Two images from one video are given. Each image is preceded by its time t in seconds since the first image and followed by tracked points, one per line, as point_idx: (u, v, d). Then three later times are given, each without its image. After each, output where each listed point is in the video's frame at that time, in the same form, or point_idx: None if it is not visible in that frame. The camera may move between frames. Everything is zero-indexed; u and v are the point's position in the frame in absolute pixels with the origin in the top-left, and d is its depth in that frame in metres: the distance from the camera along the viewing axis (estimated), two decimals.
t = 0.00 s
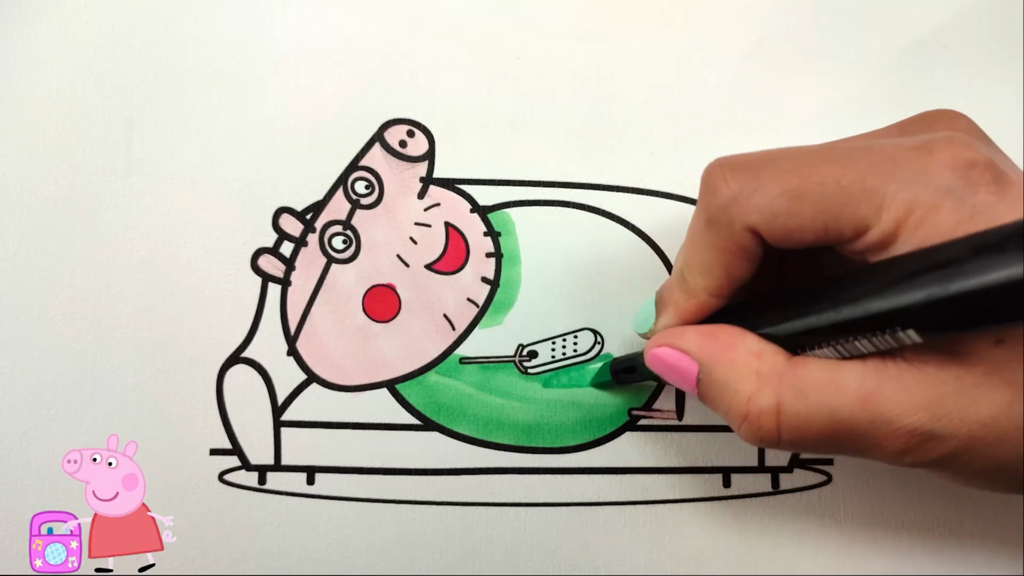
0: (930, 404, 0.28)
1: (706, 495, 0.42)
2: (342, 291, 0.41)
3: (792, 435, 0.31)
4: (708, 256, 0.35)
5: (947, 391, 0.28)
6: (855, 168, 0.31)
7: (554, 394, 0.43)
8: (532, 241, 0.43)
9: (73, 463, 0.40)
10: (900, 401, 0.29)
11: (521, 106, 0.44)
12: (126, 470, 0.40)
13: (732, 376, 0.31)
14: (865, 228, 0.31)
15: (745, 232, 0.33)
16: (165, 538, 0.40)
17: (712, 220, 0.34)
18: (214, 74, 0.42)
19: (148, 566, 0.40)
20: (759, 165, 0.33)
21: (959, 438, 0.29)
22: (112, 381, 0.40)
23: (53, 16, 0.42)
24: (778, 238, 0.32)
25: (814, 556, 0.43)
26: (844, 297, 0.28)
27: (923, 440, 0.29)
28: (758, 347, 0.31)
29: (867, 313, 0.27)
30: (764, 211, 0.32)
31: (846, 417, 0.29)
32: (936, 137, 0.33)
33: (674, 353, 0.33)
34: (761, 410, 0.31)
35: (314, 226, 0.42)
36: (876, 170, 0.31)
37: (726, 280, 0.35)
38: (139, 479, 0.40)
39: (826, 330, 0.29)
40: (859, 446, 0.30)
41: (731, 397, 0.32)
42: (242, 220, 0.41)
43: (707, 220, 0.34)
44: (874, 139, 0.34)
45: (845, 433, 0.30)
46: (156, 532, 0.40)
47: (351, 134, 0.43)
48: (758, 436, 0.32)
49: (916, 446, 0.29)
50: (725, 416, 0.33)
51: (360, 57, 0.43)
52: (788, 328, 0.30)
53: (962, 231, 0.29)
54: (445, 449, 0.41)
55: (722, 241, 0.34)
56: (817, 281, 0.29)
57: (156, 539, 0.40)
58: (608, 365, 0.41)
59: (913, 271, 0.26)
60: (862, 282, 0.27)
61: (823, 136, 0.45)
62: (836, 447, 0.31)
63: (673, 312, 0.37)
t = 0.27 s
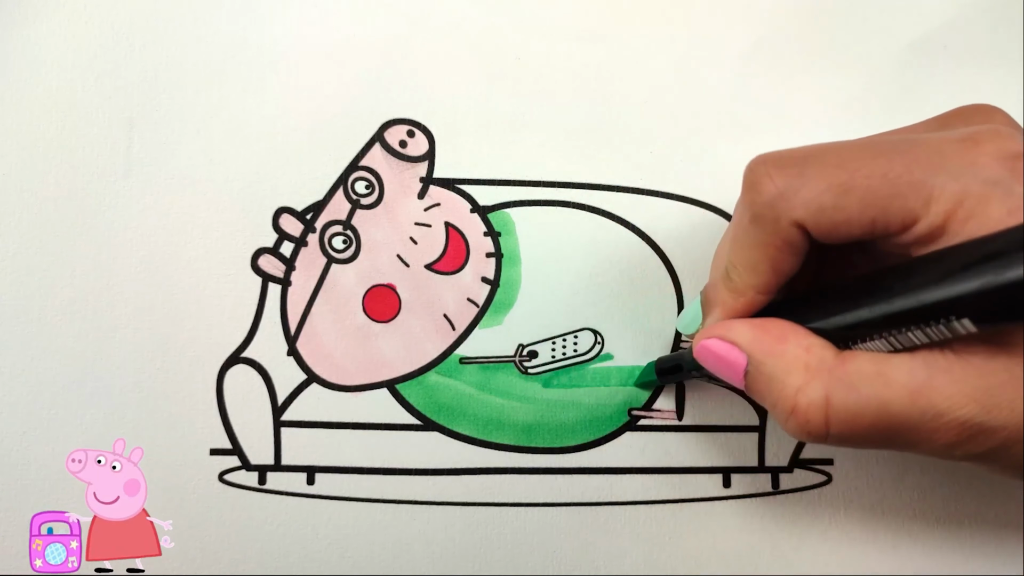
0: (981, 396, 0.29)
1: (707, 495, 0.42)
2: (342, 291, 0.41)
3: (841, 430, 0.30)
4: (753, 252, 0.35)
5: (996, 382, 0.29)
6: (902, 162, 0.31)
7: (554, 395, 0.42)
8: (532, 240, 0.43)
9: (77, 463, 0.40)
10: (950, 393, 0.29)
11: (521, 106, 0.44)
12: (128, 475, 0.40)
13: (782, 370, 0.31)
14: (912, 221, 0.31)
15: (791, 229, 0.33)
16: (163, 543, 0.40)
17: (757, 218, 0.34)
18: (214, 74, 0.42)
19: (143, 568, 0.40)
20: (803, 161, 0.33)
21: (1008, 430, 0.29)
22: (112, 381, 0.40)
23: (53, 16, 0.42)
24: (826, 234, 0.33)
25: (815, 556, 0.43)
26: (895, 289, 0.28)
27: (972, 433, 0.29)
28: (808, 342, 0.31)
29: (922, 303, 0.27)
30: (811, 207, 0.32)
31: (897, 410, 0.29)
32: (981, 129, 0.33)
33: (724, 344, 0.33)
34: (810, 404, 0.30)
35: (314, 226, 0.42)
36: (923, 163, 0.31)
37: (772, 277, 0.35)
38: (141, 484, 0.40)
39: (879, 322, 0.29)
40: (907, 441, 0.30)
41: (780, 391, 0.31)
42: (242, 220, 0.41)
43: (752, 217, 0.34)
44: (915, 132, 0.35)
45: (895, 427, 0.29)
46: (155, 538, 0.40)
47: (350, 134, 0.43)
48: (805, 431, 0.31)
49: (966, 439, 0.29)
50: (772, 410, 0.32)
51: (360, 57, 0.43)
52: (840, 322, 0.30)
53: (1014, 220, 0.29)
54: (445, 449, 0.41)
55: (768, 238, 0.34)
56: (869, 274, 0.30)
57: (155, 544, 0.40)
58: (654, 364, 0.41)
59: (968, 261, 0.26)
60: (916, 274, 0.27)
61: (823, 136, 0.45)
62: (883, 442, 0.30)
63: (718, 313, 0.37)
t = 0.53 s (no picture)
0: (982, 366, 0.29)
1: (706, 494, 0.42)
2: (342, 291, 0.41)
3: (845, 394, 0.30)
4: (760, 214, 0.35)
5: (997, 354, 0.29)
6: (913, 132, 0.33)
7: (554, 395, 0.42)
8: (532, 240, 0.43)
9: (103, 452, 0.40)
10: (954, 363, 0.29)
11: (521, 106, 0.44)
12: (154, 467, 0.40)
13: (789, 334, 0.30)
14: (918, 190, 0.33)
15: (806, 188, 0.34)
16: (180, 537, 0.40)
17: (772, 172, 0.34)
18: (214, 74, 0.42)
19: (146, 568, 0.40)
20: (820, 122, 0.34)
21: (1009, 403, 0.30)
22: (112, 381, 0.40)
23: (53, 15, 0.42)
24: (838, 197, 0.34)
25: (816, 556, 0.43)
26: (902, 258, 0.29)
27: (974, 404, 0.30)
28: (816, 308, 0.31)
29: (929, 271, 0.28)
30: (827, 165, 0.33)
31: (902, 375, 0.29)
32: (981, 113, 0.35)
33: (719, 318, 0.32)
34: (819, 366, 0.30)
35: (314, 226, 0.42)
36: (932, 135, 0.33)
37: (776, 244, 0.35)
38: (166, 477, 0.40)
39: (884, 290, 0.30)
40: (913, 410, 0.30)
41: (786, 355, 0.31)
42: (242, 220, 0.41)
43: (766, 174, 0.35)
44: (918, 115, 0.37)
45: (902, 394, 0.30)
46: (173, 531, 0.40)
47: (350, 134, 0.43)
48: (813, 395, 0.31)
49: (968, 412, 0.30)
50: (775, 376, 0.32)
51: (360, 56, 0.43)
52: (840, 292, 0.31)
53: (1014, 194, 0.31)
54: (444, 449, 0.41)
55: (779, 198, 0.34)
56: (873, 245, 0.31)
57: (173, 537, 0.40)
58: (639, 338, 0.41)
59: (974, 231, 0.27)
60: (921, 243, 0.29)
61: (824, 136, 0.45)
62: (888, 410, 0.30)
63: (715, 274, 0.36)
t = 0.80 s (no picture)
0: (951, 393, 0.30)
1: (706, 494, 0.42)
2: (342, 291, 0.41)
3: (816, 422, 0.32)
4: (733, 245, 0.35)
5: (968, 380, 0.30)
6: (889, 163, 0.32)
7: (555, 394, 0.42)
8: (531, 241, 0.43)
9: (113, 450, 0.40)
10: (921, 391, 0.30)
11: (521, 106, 0.44)
12: (161, 471, 0.40)
13: (758, 371, 0.32)
14: (892, 222, 0.33)
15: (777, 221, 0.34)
16: (182, 542, 0.40)
17: (744, 207, 0.35)
18: (214, 74, 0.42)
19: (148, 568, 0.40)
20: (793, 155, 0.34)
21: (981, 426, 0.31)
22: (113, 381, 0.40)
23: (53, 15, 0.42)
24: (811, 229, 0.34)
25: (816, 556, 0.43)
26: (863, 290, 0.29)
27: (945, 428, 0.31)
28: (782, 342, 0.32)
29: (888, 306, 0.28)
30: (798, 200, 0.33)
31: (868, 406, 0.31)
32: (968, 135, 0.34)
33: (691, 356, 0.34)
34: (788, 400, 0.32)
35: (314, 226, 0.42)
36: (911, 165, 0.32)
37: (749, 271, 0.35)
38: (172, 482, 0.40)
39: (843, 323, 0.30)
40: (883, 434, 0.32)
41: (756, 390, 0.33)
42: (242, 220, 0.41)
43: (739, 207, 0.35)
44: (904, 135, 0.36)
45: (870, 422, 0.31)
46: (175, 536, 0.40)
47: (350, 134, 0.43)
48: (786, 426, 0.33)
49: (939, 435, 0.31)
50: (749, 407, 0.34)
51: (360, 56, 0.43)
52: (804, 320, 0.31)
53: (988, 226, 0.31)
54: (444, 449, 0.41)
55: (750, 231, 0.34)
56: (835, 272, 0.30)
57: (175, 542, 0.40)
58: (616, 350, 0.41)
59: (936, 264, 0.27)
60: (884, 275, 0.28)
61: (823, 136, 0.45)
62: (860, 436, 0.32)
63: (685, 303, 0.37)
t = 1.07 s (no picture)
0: (984, 390, 0.30)
1: (706, 494, 0.42)
2: (342, 291, 0.41)
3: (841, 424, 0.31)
4: (760, 245, 0.35)
5: (1002, 377, 0.30)
6: (908, 155, 0.32)
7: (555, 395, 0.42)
8: (532, 241, 0.43)
9: (113, 450, 0.40)
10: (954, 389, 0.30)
11: (521, 106, 0.44)
12: (161, 471, 0.40)
13: (787, 368, 0.32)
14: (918, 213, 0.32)
15: (797, 221, 0.33)
16: (182, 542, 0.40)
17: (763, 209, 0.34)
18: (214, 74, 0.42)
19: (150, 568, 0.40)
20: (807, 153, 0.34)
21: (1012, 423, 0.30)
22: (113, 381, 0.40)
23: (53, 15, 0.42)
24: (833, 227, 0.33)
25: (817, 556, 0.43)
26: (909, 281, 0.28)
27: (975, 425, 0.30)
28: (813, 339, 0.32)
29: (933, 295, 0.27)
30: (818, 199, 0.32)
31: (898, 406, 0.30)
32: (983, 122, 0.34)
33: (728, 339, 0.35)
34: (813, 399, 0.31)
35: (314, 226, 0.42)
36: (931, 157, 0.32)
37: (783, 269, 0.35)
38: (172, 482, 0.40)
39: (893, 316, 0.29)
40: (911, 434, 0.31)
41: (784, 388, 0.32)
42: (242, 220, 0.41)
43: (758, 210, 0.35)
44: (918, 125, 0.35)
45: (898, 421, 0.31)
46: (175, 536, 0.40)
47: (350, 134, 0.43)
48: (810, 427, 0.32)
49: (971, 433, 0.30)
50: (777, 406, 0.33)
51: (360, 56, 0.43)
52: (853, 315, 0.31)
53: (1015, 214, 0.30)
54: (444, 449, 0.41)
55: (773, 231, 0.34)
56: (880, 266, 0.30)
57: (175, 542, 0.40)
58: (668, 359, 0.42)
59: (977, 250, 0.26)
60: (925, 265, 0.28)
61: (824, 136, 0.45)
62: (888, 436, 0.31)
63: (730, 307, 0.37)
